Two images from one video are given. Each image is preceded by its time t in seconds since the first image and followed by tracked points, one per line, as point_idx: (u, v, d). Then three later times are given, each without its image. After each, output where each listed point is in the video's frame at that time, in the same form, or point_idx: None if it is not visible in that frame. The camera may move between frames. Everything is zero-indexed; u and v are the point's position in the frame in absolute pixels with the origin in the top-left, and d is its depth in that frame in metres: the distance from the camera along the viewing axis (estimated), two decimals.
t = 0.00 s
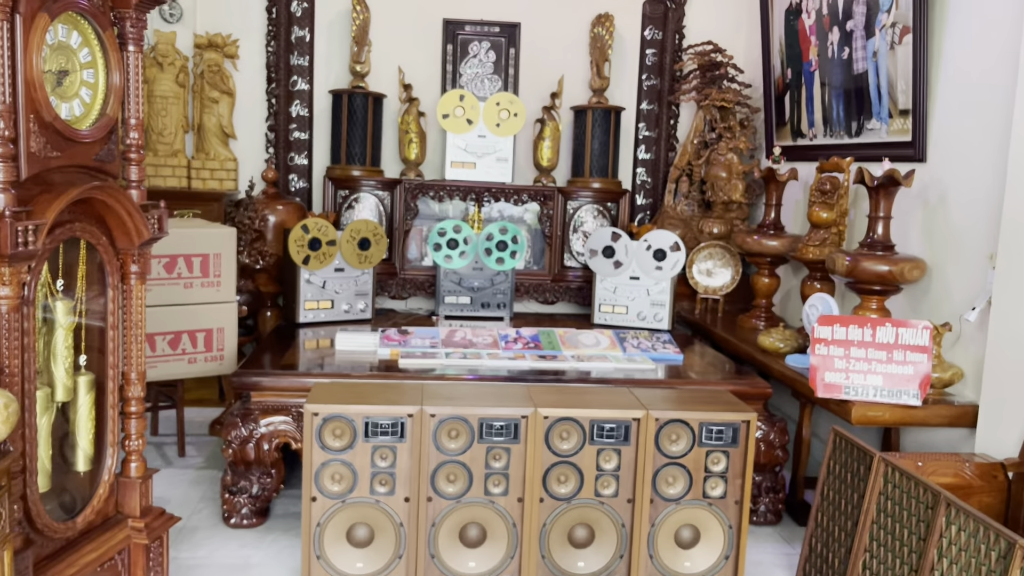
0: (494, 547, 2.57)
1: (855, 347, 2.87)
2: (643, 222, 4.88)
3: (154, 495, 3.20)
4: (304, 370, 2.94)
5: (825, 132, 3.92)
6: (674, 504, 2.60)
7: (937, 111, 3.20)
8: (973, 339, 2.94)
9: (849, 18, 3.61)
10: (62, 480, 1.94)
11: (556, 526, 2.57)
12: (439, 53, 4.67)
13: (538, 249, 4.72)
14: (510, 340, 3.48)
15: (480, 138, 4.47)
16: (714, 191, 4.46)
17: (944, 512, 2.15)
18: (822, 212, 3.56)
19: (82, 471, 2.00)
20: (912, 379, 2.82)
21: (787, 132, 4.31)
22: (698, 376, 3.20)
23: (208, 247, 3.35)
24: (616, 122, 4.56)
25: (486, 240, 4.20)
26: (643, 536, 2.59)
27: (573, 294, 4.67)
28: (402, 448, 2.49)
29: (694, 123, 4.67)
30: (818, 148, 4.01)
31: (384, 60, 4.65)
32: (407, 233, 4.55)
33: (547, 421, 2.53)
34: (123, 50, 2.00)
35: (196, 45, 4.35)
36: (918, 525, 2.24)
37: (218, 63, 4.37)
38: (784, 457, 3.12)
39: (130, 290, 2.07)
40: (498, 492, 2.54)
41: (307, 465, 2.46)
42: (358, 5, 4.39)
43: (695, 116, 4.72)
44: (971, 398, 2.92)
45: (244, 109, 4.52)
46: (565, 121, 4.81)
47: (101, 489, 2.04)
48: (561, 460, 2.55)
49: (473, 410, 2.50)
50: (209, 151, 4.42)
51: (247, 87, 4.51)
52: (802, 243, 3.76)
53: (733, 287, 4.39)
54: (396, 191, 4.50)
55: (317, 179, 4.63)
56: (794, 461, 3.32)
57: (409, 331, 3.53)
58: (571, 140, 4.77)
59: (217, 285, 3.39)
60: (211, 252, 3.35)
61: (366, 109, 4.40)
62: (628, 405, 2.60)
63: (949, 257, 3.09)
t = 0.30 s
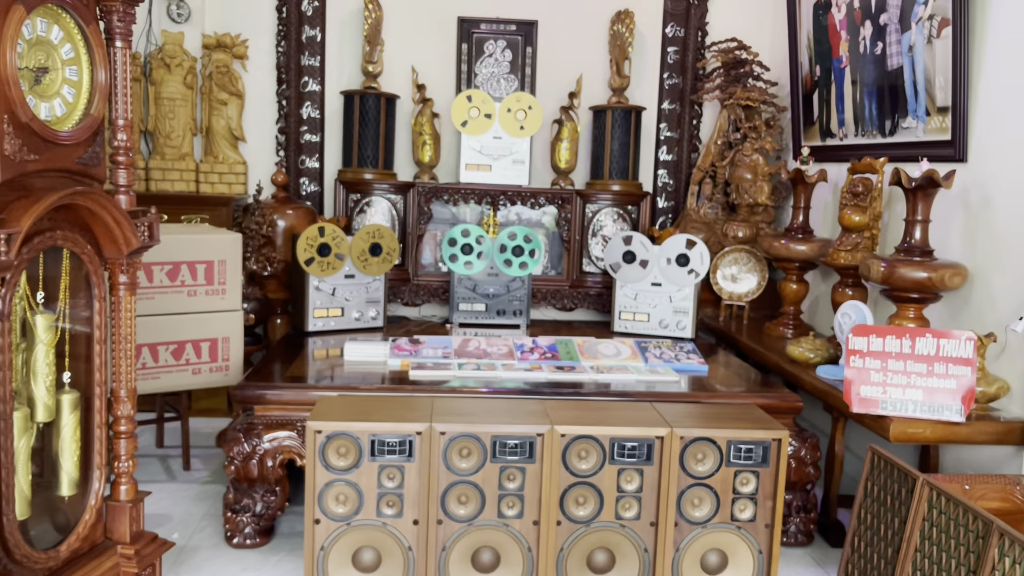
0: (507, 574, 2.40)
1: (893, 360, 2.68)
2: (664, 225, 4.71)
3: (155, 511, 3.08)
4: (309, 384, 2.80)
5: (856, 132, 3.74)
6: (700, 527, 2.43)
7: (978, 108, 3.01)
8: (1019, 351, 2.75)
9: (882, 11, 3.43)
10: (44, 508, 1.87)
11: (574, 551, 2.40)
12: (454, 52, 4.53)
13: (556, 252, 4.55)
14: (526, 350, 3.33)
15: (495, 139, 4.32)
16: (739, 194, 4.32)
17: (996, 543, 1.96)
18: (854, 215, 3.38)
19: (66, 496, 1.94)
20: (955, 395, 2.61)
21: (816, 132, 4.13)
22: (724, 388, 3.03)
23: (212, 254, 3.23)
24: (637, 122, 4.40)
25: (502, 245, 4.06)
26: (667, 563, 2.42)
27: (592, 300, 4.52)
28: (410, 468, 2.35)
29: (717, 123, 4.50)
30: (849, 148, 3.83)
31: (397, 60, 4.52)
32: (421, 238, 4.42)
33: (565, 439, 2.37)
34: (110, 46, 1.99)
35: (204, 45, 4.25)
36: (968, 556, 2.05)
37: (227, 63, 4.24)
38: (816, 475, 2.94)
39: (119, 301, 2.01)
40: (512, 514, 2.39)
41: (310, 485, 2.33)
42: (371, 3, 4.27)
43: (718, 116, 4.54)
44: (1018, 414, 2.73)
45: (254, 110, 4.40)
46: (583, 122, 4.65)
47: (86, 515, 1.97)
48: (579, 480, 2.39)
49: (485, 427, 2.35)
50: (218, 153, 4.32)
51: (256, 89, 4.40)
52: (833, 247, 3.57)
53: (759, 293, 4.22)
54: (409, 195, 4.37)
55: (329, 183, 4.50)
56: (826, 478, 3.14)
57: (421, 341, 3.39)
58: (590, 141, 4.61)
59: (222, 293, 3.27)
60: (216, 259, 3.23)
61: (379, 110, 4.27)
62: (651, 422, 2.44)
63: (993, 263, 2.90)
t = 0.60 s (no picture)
0: None
1: (921, 379, 2.52)
2: (677, 233, 4.55)
3: (144, 535, 2.95)
4: (303, 403, 2.67)
5: (878, 135, 3.58)
6: (716, 560, 2.28)
7: (1010, 110, 2.83)
8: None
9: (906, 8, 3.27)
10: (11, 543, 2.07)
11: None
12: (460, 55, 4.40)
13: (565, 263, 4.43)
14: (532, 366, 3.18)
15: (502, 145, 4.17)
16: (755, 200, 4.15)
17: None
18: (877, 222, 3.20)
19: (33, 531, 2.11)
20: (989, 417, 2.43)
21: (835, 135, 3.96)
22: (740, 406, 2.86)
23: (205, 266, 3.10)
24: (648, 126, 4.25)
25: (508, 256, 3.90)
26: None
27: (603, 310, 4.37)
28: (405, 496, 2.21)
29: (732, 127, 4.35)
30: (870, 152, 3.67)
31: (402, 64, 4.40)
32: (426, 247, 4.28)
33: (570, 465, 2.22)
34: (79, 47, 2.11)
35: (203, 50, 4.14)
36: None
37: (227, 68, 4.14)
38: (839, 499, 2.77)
39: (90, 321, 2.18)
40: (514, 545, 2.24)
41: (299, 515, 2.19)
42: (374, 5, 4.15)
43: (733, 120, 4.39)
44: None
45: (254, 116, 4.29)
46: (593, 127, 4.51)
47: (53, 548, 2.13)
48: (585, 509, 2.24)
49: (485, 453, 2.21)
50: (217, 161, 4.21)
51: (257, 94, 4.28)
52: (855, 256, 3.40)
53: (776, 303, 4.05)
54: (414, 203, 4.23)
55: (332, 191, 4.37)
56: (850, 502, 2.96)
57: (423, 356, 3.25)
58: (600, 147, 4.47)
59: (217, 306, 3.15)
60: (210, 271, 3.11)
61: (382, 115, 4.14)
62: (664, 447, 2.29)
63: None
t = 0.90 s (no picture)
0: None
1: (957, 396, 2.36)
2: (690, 239, 4.40)
3: (133, 560, 2.80)
4: (298, 422, 2.52)
5: (902, 137, 3.42)
6: None
7: None
8: None
9: (932, 4, 3.11)
10: None
11: None
12: (465, 56, 4.26)
13: (574, 270, 4.28)
14: (541, 380, 3.03)
15: (508, 149, 4.02)
16: (771, 205, 4.00)
17: None
18: (903, 228, 3.05)
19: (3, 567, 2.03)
20: None
21: (855, 137, 3.81)
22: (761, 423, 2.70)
23: (199, 276, 2.96)
24: (660, 129, 4.10)
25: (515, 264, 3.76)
26: None
27: (613, 320, 4.22)
28: (407, 525, 2.06)
29: (747, 129, 4.19)
30: (893, 155, 3.51)
31: (404, 66, 4.26)
32: (430, 254, 4.13)
33: (584, 491, 2.06)
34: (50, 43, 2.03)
35: (199, 52, 4.02)
36: None
37: (224, 71, 4.02)
38: (868, 522, 2.60)
39: (63, 341, 2.08)
40: None
41: (293, 545, 2.05)
42: (376, 5, 4.01)
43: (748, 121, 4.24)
44: None
45: (252, 121, 4.15)
46: (602, 130, 4.36)
47: None
48: (600, 538, 2.09)
49: (492, 478, 2.05)
50: (214, 167, 4.09)
51: (255, 97, 4.15)
52: (879, 263, 3.24)
53: (794, 312, 3.89)
54: (417, 209, 4.09)
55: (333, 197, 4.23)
56: (877, 525, 2.80)
57: (427, 370, 3.11)
58: (610, 150, 4.32)
59: (210, 318, 3.01)
60: (203, 281, 2.97)
61: (384, 119, 4.00)
62: (683, 471, 2.13)
63: None
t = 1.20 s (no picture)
0: None
1: (998, 415, 2.22)
2: (701, 246, 4.27)
3: None
4: (297, 444, 2.37)
5: (925, 140, 3.28)
6: None
7: None
8: None
9: (959, 1, 2.98)
10: None
11: None
12: (469, 58, 4.12)
13: (582, 273, 4.13)
14: (552, 396, 2.88)
15: (514, 153, 3.87)
16: (786, 211, 3.86)
17: None
18: (930, 235, 2.91)
19: None
20: None
21: (875, 140, 3.67)
22: (786, 442, 2.55)
23: (193, 287, 2.82)
24: (670, 132, 3.96)
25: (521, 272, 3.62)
26: None
27: (623, 330, 4.08)
28: (415, 558, 1.92)
29: (760, 132, 4.06)
30: (915, 158, 3.37)
31: (405, 67, 4.12)
32: (433, 263, 3.99)
33: (605, 521, 1.92)
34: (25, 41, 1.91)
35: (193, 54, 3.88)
36: None
37: (218, 73, 3.89)
38: (902, 548, 2.45)
39: (39, 364, 1.97)
40: None
41: None
42: (376, 5, 3.87)
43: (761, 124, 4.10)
44: None
45: (248, 125, 4.01)
46: (610, 134, 4.23)
47: None
48: (622, 571, 1.95)
49: (506, 508, 1.91)
50: (209, 172, 3.95)
51: (252, 101, 4.00)
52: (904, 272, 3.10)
53: (811, 321, 3.75)
54: (420, 216, 3.93)
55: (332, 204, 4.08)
56: (909, 550, 2.67)
57: (432, 385, 2.96)
58: (619, 154, 4.18)
59: (205, 332, 2.87)
60: (197, 293, 2.83)
61: (385, 122, 3.85)
62: (711, 498, 1.99)
63: None
